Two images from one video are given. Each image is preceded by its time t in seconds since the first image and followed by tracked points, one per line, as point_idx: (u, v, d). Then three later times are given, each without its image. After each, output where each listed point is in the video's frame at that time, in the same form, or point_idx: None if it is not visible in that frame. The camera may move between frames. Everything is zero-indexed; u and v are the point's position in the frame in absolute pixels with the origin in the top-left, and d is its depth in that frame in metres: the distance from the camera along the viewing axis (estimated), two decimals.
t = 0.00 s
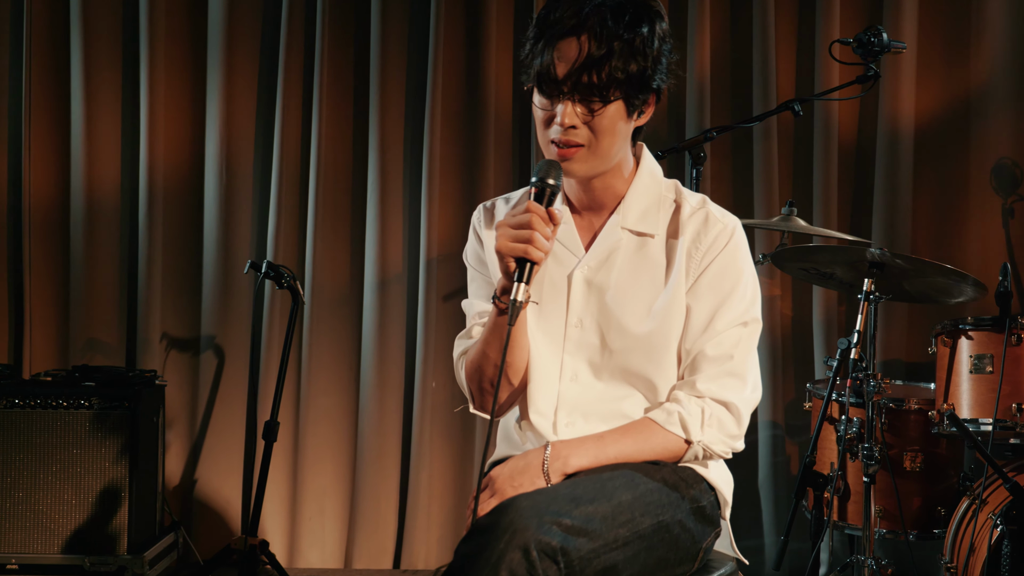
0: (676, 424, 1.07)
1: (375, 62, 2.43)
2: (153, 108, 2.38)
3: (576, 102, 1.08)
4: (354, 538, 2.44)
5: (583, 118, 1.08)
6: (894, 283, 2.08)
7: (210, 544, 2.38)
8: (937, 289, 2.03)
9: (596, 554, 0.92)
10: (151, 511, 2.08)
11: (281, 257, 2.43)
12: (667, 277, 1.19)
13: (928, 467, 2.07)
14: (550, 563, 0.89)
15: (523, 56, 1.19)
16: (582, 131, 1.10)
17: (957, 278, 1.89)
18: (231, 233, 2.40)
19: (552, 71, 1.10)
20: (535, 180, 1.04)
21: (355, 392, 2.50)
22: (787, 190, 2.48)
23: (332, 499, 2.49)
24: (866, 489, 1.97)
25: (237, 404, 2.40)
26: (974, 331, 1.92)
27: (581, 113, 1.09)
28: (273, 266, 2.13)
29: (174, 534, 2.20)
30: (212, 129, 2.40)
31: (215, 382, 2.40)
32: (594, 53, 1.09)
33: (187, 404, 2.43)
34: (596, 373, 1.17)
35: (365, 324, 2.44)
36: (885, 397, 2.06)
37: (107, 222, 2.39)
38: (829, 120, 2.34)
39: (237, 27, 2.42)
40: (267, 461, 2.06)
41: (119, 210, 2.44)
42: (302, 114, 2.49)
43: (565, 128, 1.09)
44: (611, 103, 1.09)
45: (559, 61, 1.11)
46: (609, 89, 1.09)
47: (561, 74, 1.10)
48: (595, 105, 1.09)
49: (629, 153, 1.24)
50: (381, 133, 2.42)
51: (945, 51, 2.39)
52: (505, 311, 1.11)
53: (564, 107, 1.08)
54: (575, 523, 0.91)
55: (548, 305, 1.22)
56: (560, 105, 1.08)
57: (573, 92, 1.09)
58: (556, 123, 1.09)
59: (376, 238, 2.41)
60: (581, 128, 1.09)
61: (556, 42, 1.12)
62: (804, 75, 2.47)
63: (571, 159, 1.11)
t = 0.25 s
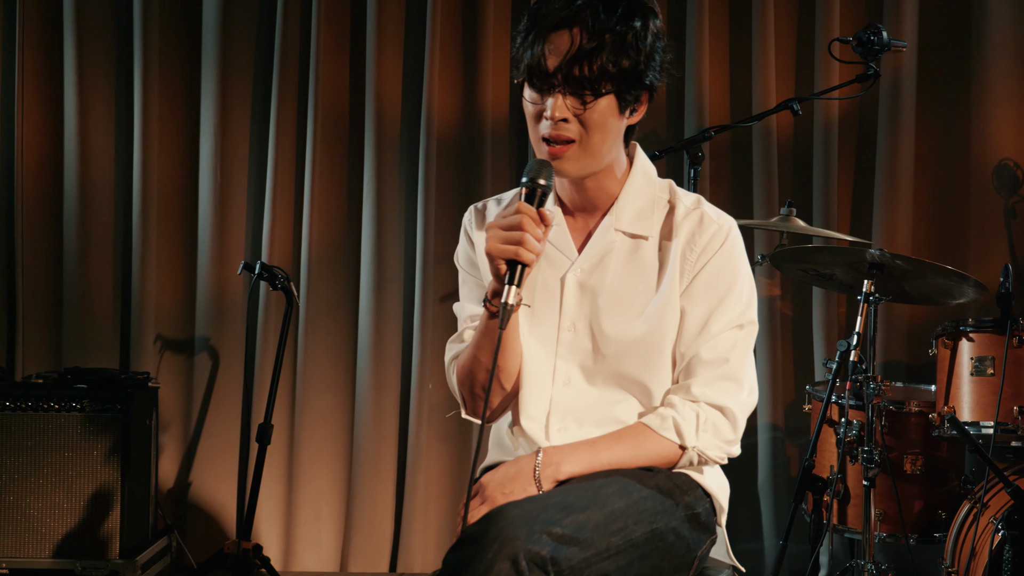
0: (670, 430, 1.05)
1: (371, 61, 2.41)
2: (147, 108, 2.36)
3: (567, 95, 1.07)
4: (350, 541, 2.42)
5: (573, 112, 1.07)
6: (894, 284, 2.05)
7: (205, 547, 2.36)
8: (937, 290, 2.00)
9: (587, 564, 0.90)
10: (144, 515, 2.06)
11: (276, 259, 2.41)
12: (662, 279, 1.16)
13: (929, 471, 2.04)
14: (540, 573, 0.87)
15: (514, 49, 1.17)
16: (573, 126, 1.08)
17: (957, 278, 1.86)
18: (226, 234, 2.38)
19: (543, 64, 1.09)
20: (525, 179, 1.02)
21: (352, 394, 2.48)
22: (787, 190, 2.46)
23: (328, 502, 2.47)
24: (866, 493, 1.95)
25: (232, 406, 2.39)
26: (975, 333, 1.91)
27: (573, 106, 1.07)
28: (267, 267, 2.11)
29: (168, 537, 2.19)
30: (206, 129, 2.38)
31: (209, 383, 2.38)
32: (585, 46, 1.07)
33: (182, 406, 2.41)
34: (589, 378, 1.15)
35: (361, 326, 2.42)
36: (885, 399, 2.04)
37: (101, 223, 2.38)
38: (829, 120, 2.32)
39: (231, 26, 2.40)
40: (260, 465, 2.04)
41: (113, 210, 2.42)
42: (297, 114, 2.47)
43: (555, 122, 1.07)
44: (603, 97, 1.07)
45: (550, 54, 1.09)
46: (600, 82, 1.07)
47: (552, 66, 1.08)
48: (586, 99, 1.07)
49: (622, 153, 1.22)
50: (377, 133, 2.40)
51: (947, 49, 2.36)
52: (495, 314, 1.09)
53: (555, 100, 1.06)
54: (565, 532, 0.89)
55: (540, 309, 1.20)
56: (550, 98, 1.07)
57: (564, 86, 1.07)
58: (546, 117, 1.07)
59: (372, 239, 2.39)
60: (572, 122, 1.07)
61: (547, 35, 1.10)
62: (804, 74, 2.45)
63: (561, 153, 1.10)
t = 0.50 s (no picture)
0: (666, 436, 1.03)
1: (366, 60, 2.38)
2: (140, 107, 2.34)
3: (559, 97, 1.04)
4: (345, 544, 2.40)
5: (566, 114, 1.04)
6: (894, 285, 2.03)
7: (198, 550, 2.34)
8: (938, 292, 1.98)
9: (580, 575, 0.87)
10: (136, 518, 2.04)
11: (270, 259, 2.39)
12: (657, 282, 1.14)
13: (930, 474, 2.02)
14: None
15: (503, 51, 1.15)
16: (565, 128, 1.06)
17: (958, 280, 1.84)
18: (220, 234, 2.36)
19: (533, 66, 1.07)
20: (517, 181, 1.00)
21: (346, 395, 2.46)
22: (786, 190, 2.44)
23: (323, 504, 2.45)
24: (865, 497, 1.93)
25: (226, 408, 2.36)
26: (976, 336, 1.88)
27: (565, 107, 1.05)
28: (260, 268, 2.09)
29: (160, 541, 2.16)
30: (200, 128, 2.36)
31: (203, 385, 2.36)
32: (576, 46, 1.05)
33: (175, 408, 2.39)
34: (584, 383, 1.13)
35: (356, 327, 2.40)
36: (885, 402, 2.02)
37: (94, 223, 2.36)
38: (828, 119, 2.30)
39: (225, 25, 2.38)
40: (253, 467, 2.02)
41: (106, 211, 2.40)
42: (292, 113, 2.45)
43: (548, 124, 1.05)
44: (595, 98, 1.05)
45: (540, 56, 1.07)
46: (592, 83, 1.05)
47: (542, 68, 1.06)
48: (578, 100, 1.05)
49: (617, 153, 1.20)
50: (372, 133, 2.38)
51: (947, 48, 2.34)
52: (487, 318, 1.07)
53: (547, 102, 1.04)
54: (558, 541, 0.87)
55: (533, 312, 1.18)
56: (542, 101, 1.04)
57: (555, 88, 1.05)
58: (538, 120, 1.05)
59: (367, 239, 2.37)
60: (565, 124, 1.05)
61: (537, 35, 1.08)
62: (803, 73, 2.42)
63: (555, 156, 1.07)
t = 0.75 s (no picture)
0: (663, 442, 1.01)
1: (361, 60, 2.36)
2: (132, 107, 2.32)
3: (554, 93, 1.02)
4: (339, 548, 2.37)
5: (561, 111, 1.02)
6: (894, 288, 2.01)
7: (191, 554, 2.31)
8: (938, 294, 1.96)
9: None
10: (128, 522, 2.01)
11: (264, 261, 2.37)
12: (654, 285, 1.12)
13: (930, 479, 2.00)
14: None
15: (497, 48, 1.13)
16: (560, 125, 1.04)
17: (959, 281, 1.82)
18: (214, 235, 2.34)
19: (527, 62, 1.04)
20: (511, 182, 0.98)
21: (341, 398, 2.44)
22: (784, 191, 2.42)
23: (317, 508, 2.42)
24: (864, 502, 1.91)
25: (219, 410, 2.34)
26: (977, 338, 1.86)
27: (560, 104, 1.03)
28: (253, 269, 2.07)
29: (153, 545, 2.14)
30: (193, 128, 2.34)
31: (196, 388, 2.33)
32: (571, 41, 1.03)
33: (168, 411, 2.36)
34: (579, 388, 1.11)
35: (350, 329, 2.38)
36: (885, 406, 2.00)
37: (86, 224, 2.33)
38: (827, 120, 2.28)
39: (219, 24, 2.36)
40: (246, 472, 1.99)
41: (98, 212, 2.37)
42: (286, 113, 2.42)
43: (542, 122, 1.03)
44: (591, 95, 1.03)
45: (534, 51, 1.05)
46: (588, 79, 1.03)
47: (537, 64, 1.04)
48: (574, 96, 1.03)
49: (613, 154, 1.18)
50: (366, 133, 2.35)
51: (947, 49, 2.32)
52: (480, 322, 1.05)
53: (542, 98, 1.02)
54: (551, 551, 0.85)
55: (528, 316, 1.16)
56: (537, 97, 1.02)
57: (550, 84, 1.03)
58: (533, 117, 1.03)
59: (361, 241, 2.34)
60: (560, 122, 1.03)
61: (531, 31, 1.06)
62: (801, 74, 2.40)
63: (550, 155, 1.05)
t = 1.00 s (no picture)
0: (661, 449, 0.99)
1: (355, 61, 2.34)
2: (126, 109, 2.30)
3: (549, 97, 1.01)
4: (334, 552, 2.35)
5: (556, 114, 1.01)
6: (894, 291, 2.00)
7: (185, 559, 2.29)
8: (938, 297, 1.95)
9: None
10: (120, 527, 1.99)
11: (258, 263, 2.35)
12: (652, 289, 1.10)
13: (930, 484, 1.98)
14: None
15: (492, 49, 1.12)
16: (556, 128, 1.02)
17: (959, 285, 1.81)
18: (207, 237, 2.32)
19: (522, 63, 1.03)
20: (506, 184, 0.96)
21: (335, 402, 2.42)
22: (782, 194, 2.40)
23: (311, 512, 2.40)
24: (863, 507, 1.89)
25: (213, 414, 2.32)
26: (977, 342, 1.85)
27: (555, 107, 1.01)
28: (247, 272, 2.05)
29: (146, 550, 2.12)
30: (187, 130, 2.32)
31: (189, 391, 2.31)
32: (566, 43, 1.02)
33: (162, 414, 2.34)
34: (576, 394, 1.09)
35: (345, 332, 2.36)
36: (885, 410, 1.98)
37: (78, 226, 2.31)
38: (825, 122, 2.27)
39: (212, 25, 2.34)
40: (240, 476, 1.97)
41: (91, 214, 2.35)
42: (280, 114, 2.41)
43: (537, 124, 1.01)
44: (587, 98, 1.02)
45: (530, 53, 1.03)
46: (584, 81, 1.02)
47: (532, 65, 1.03)
48: (569, 99, 1.01)
49: (610, 156, 1.16)
50: (361, 135, 2.34)
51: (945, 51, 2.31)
52: (475, 326, 1.03)
53: (537, 101, 1.01)
54: (546, 560, 0.83)
55: (524, 320, 1.14)
56: (532, 100, 1.01)
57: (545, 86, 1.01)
58: (528, 120, 1.01)
59: (356, 243, 2.33)
60: (555, 125, 1.01)
61: (527, 32, 1.05)
62: (799, 76, 2.39)
63: (546, 157, 1.03)
